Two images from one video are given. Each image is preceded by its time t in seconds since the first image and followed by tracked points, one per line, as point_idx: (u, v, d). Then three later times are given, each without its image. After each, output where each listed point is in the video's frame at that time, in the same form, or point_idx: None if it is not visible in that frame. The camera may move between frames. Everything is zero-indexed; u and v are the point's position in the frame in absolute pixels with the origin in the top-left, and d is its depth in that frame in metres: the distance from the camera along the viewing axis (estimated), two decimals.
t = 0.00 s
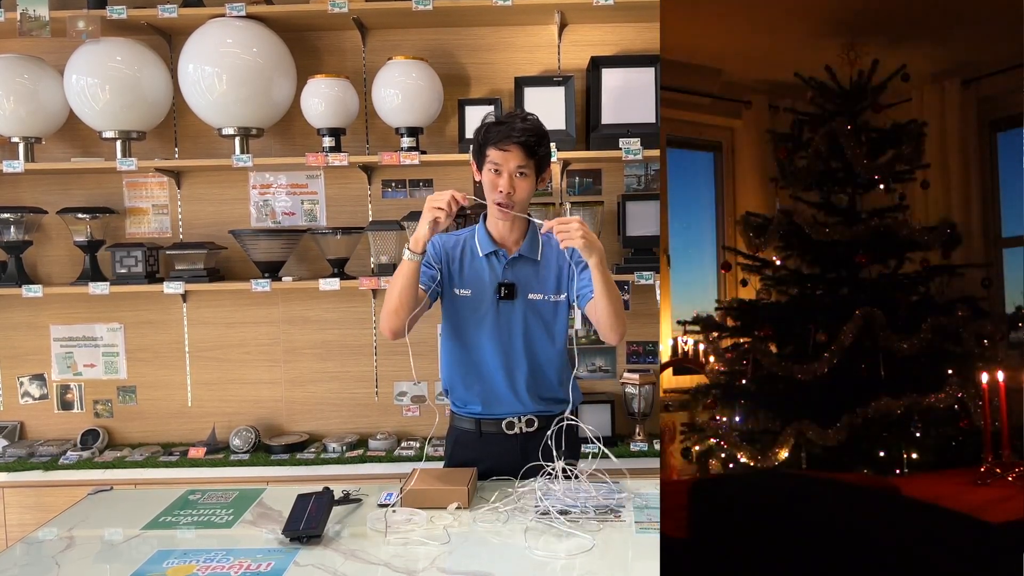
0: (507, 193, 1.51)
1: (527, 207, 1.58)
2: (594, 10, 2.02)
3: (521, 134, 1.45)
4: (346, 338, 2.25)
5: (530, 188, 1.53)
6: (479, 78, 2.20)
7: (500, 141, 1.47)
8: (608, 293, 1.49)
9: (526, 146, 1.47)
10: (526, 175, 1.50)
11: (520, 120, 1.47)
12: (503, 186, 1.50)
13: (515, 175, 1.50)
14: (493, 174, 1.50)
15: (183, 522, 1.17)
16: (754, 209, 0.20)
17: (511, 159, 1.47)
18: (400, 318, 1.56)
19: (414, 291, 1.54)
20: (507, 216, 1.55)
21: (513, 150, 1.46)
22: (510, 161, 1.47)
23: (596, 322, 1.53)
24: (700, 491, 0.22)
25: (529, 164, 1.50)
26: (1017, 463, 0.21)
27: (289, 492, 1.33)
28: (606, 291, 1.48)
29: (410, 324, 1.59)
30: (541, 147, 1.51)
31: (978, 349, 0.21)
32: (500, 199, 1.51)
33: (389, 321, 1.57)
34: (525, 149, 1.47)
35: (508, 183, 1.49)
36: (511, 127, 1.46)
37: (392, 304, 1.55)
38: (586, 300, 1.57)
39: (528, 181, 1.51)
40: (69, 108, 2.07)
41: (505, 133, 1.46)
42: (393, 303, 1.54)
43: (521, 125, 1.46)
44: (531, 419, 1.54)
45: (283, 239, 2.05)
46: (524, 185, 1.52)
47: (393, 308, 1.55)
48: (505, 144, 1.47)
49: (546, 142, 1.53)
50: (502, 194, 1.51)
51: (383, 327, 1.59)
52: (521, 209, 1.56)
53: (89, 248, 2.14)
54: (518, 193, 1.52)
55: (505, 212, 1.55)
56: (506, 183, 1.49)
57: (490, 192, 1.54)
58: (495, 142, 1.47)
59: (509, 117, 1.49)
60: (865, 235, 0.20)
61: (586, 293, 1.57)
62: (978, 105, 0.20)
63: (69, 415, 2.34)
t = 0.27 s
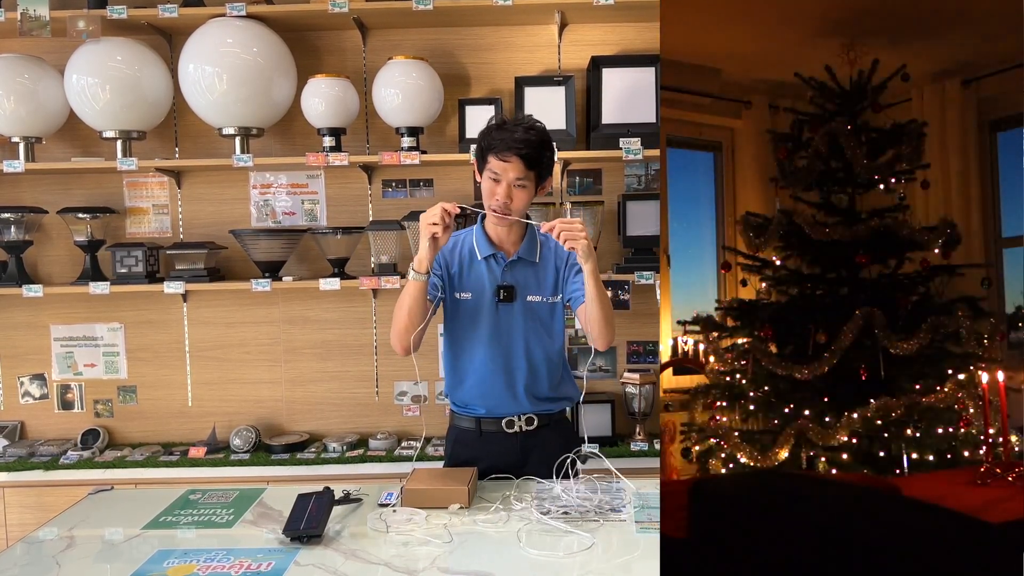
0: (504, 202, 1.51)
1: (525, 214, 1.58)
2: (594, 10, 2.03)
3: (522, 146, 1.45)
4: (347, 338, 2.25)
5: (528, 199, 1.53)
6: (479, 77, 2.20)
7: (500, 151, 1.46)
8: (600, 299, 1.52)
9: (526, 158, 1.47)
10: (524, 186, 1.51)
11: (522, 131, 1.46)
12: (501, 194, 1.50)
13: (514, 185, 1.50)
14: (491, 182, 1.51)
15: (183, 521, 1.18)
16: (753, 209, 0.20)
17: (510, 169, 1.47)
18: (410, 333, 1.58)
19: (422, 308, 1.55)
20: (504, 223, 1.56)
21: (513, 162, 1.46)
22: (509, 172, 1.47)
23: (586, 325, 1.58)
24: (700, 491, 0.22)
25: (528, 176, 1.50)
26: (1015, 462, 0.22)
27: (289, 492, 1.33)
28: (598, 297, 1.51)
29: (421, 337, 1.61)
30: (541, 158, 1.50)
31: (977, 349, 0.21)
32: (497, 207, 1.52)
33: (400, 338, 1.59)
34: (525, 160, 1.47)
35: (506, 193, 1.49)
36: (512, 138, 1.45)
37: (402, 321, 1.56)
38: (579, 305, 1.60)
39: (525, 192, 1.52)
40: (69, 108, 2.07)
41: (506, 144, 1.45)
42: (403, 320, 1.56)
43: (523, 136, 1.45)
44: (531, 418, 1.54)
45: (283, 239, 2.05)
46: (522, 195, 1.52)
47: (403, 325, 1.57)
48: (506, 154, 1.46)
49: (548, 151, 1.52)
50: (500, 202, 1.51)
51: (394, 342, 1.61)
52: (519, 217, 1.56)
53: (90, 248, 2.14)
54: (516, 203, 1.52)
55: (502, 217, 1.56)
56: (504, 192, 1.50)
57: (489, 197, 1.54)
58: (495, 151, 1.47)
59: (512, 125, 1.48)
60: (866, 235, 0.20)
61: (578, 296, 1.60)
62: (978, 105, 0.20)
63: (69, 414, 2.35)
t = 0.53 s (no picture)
0: (509, 188, 1.51)
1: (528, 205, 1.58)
2: (594, 10, 2.03)
3: (524, 130, 1.48)
4: (347, 338, 2.25)
5: (532, 186, 1.54)
6: (479, 77, 2.20)
7: (502, 137, 1.49)
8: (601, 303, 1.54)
9: (528, 143, 1.50)
10: (528, 173, 1.52)
11: (523, 118, 1.50)
12: (505, 181, 1.50)
13: (517, 172, 1.51)
14: (495, 170, 1.51)
15: (183, 521, 1.18)
16: (755, 209, 0.20)
17: (514, 154, 1.49)
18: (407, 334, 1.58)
19: (420, 310, 1.55)
20: (508, 213, 1.55)
21: (516, 146, 1.49)
22: (513, 156, 1.49)
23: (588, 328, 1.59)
24: (700, 491, 0.22)
25: (531, 162, 1.52)
26: (1014, 462, 0.22)
27: (289, 491, 1.33)
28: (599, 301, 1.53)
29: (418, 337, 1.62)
30: (543, 146, 1.53)
31: (978, 349, 0.21)
32: (501, 194, 1.51)
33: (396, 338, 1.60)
34: (528, 145, 1.50)
35: (510, 179, 1.50)
36: (513, 124, 1.49)
37: (400, 322, 1.56)
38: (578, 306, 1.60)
39: (530, 178, 1.52)
40: (69, 107, 2.07)
41: (508, 130, 1.49)
42: (400, 321, 1.56)
43: (524, 122, 1.49)
44: (530, 418, 1.54)
45: (283, 239, 2.05)
46: (526, 182, 1.53)
47: (400, 325, 1.57)
48: (508, 140, 1.49)
49: (549, 142, 1.56)
50: (505, 189, 1.51)
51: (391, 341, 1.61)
52: (522, 207, 1.57)
53: (90, 247, 2.14)
54: (520, 189, 1.52)
55: (506, 208, 1.56)
56: (508, 178, 1.50)
57: (491, 187, 1.54)
58: (497, 138, 1.50)
59: (513, 115, 1.52)
60: (867, 235, 0.20)
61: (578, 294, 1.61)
62: (978, 106, 0.21)
63: (69, 414, 2.34)
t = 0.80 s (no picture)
0: (515, 184, 1.49)
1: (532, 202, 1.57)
2: (595, 9, 2.02)
3: (529, 126, 1.48)
4: (347, 337, 2.25)
5: (537, 182, 1.53)
6: (479, 77, 2.20)
7: (507, 133, 1.49)
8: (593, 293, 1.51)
9: (534, 138, 1.50)
10: (534, 168, 1.51)
11: (527, 116, 1.50)
12: (511, 176, 1.49)
13: (523, 168, 1.50)
14: (501, 166, 1.50)
15: (183, 520, 1.18)
16: (755, 208, 0.20)
17: (520, 149, 1.48)
18: (406, 326, 1.56)
19: (422, 303, 1.53)
20: (512, 209, 1.53)
21: (522, 141, 1.49)
22: (519, 152, 1.48)
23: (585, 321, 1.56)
24: (700, 492, 0.22)
25: (536, 158, 1.51)
26: (1015, 462, 0.22)
27: (289, 491, 1.33)
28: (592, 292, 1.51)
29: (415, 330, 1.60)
30: (547, 143, 1.53)
31: (978, 349, 0.21)
32: (506, 189, 1.49)
33: (395, 330, 1.57)
34: (533, 141, 1.50)
35: (517, 174, 1.48)
36: (518, 120, 1.49)
37: (400, 313, 1.54)
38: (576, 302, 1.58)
39: (535, 173, 1.51)
40: (70, 107, 2.07)
41: (513, 125, 1.49)
42: (401, 313, 1.54)
43: (529, 119, 1.50)
44: (530, 417, 1.54)
45: (283, 238, 2.05)
46: (531, 178, 1.51)
47: (400, 317, 1.54)
48: (514, 136, 1.49)
49: (552, 140, 1.56)
50: (511, 184, 1.49)
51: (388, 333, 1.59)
52: (527, 203, 1.55)
53: (90, 247, 2.14)
54: (526, 185, 1.50)
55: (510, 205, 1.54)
56: (515, 174, 1.49)
57: (496, 183, 1.52)
58: (502, 134, 1.50)
59: (517, 113, 1.52)
60: (867, 235, 0.20)
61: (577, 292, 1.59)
62: (977, 105, 0.20)
63: (69, 413, 2.35)
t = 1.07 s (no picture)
0: (517, 185, 1.49)
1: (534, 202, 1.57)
2: (594, 9, 2.02)
3: (529, 127, 1.48)
4: (347, 337, 2.25)
5: (539, 182, 1.52)
6: (479, 77, 2.20)
7: (508, 135, 1.49)
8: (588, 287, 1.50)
9: (535, 140, 1.49)
10: (535, 169, 1.50)
11: (528, 116, 1.50)
12: (513, 177, 1.48)
13: (524, 169, 1.49)
14: (502, 167, 1.49)
15: (183, 520, 1.18)
16: (754, 210, 0.21)
17: (521, 151, 1.48)
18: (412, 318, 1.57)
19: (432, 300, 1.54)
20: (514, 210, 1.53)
21: (522, 143, 1.48)
22: (520, 154, 1.48)
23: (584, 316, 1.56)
24: (700, 491, 0.23)
25: (537, 159, 1.51)
26: (1015, 462, 0.22)
27: (289, 491, 1.33)
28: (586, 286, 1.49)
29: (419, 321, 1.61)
30: (549, 144, 1.53)
31: (978, 350, 0.21)
32: (508, 190, 1.49)
33: (399, 319, 1.58)
34: (535, 142, 1.49)
35: (518, 175, 1.48)
36: (519, 122, 1.48)
37: (409, 306, 1.55)
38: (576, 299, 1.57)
39: (536, 174, 1.51)
40: (69, 106, 2.07)
41: (514, 128, 1.48)
42: (409, 307, 1.55)
43: (529, 120, 1.49)
44: (530, 417, 1.54)
45: (283, 238, 2.05)
46: (533, 179, 1.51)
47: (407, 310, 1.55)
48: (515, 138, 1.49)
49: (554, 141, 1.55)
50: (512, 186, 1.49)
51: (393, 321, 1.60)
52: (529, 204, 1.55)
53: (90, 247, 2.14)
54: (528, 186, 1.50)
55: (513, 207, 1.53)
56: (516, 175, 1.48)
57: (497, 185, 1.52)
58: (503, 136, 1.49)
59: (517, 114, 1.52)
60: (863, 236, 0.21)
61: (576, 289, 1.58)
62: (979, 105, 0.21)
63: (69, 413, 2.34)
